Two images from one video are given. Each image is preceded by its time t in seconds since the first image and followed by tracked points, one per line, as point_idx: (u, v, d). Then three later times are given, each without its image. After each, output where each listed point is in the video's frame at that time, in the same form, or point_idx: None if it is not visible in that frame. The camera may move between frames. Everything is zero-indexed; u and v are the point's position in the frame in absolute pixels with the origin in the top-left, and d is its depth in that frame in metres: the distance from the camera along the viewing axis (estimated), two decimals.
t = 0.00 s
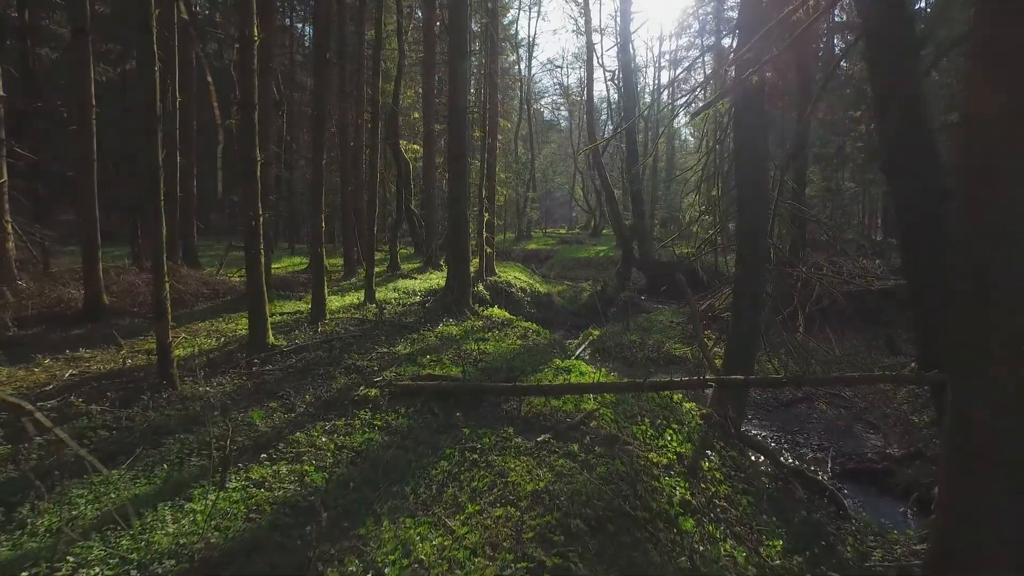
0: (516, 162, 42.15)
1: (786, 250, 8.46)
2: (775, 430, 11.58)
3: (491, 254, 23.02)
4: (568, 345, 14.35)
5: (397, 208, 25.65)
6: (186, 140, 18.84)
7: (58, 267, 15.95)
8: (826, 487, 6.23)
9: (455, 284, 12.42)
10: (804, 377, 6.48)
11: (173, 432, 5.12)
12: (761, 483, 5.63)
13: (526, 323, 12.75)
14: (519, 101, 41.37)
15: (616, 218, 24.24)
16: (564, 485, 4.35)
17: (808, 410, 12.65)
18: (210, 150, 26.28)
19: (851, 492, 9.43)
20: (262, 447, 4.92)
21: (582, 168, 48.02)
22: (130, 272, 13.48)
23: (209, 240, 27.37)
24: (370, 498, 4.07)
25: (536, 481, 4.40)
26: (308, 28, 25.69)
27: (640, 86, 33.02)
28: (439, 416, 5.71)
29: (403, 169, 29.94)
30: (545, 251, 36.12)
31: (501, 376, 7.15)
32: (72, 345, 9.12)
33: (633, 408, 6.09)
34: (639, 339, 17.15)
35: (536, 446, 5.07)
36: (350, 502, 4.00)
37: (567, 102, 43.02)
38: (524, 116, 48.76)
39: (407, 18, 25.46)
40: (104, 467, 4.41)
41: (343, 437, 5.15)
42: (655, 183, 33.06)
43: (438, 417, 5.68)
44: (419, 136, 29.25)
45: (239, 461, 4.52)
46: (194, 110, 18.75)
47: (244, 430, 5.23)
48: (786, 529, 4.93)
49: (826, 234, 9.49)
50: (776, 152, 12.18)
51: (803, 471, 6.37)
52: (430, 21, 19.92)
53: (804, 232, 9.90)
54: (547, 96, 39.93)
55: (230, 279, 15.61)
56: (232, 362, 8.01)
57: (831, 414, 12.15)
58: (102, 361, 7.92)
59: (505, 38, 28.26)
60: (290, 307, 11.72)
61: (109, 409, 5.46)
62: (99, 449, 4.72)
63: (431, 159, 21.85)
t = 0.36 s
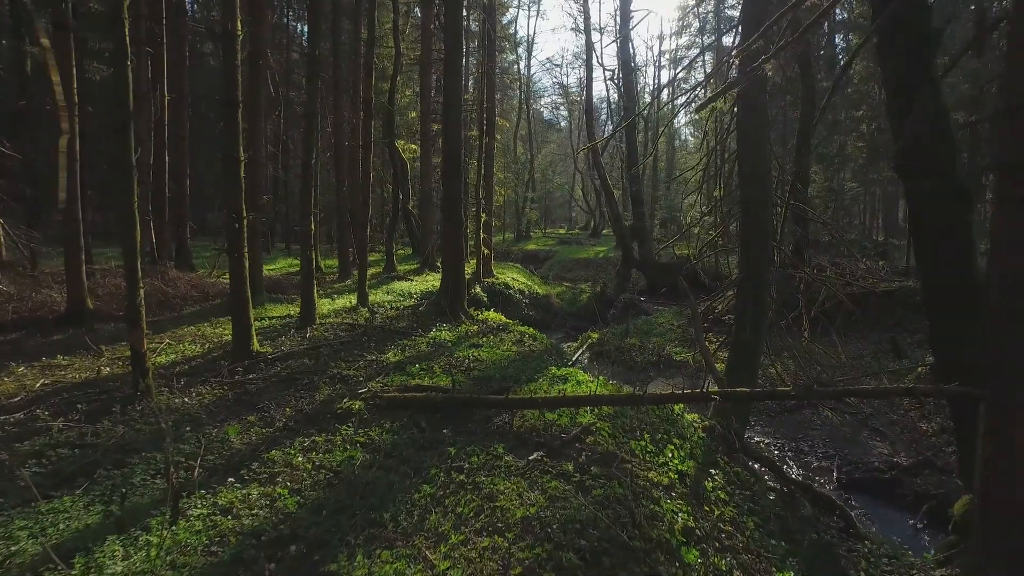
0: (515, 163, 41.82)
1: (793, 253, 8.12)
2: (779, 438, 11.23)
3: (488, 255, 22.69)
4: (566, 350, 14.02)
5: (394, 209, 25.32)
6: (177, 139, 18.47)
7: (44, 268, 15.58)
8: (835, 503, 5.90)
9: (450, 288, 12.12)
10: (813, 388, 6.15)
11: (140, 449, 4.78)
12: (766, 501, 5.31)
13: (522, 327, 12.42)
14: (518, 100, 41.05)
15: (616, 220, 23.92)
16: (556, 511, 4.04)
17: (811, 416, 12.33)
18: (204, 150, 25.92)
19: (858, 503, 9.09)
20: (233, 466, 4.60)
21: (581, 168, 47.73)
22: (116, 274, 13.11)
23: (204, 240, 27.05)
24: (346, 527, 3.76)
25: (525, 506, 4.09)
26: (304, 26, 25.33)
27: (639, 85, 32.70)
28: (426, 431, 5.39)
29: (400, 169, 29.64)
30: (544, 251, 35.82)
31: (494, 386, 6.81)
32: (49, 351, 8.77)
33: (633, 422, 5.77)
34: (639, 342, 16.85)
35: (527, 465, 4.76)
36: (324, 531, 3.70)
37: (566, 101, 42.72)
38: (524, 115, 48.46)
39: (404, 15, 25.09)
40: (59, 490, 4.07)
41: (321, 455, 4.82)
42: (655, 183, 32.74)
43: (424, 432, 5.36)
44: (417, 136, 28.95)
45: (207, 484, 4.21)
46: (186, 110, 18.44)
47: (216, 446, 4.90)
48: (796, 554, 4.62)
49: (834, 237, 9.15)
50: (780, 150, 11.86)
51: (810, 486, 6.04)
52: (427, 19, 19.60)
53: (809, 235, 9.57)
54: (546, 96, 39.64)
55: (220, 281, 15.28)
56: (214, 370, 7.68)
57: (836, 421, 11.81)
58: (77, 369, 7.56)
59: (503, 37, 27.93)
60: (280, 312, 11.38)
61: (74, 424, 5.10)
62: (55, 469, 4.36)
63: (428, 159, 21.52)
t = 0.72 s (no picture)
0: (514, 162, 41.52)
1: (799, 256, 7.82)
2: (783, 445, 10.90)
3: (486, 256, 22.37)
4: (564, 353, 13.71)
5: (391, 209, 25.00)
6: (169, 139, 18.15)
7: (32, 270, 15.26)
8: (846, 520, 5.58)
9: (446, 290, 11.81)
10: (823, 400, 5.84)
11: (104, 468, 4.44)
12: (777, 520, 5.00)
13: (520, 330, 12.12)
14: (517, 99, 40.74)
15: (615, 220, 23.62)
16: (551, 541, 3.75)
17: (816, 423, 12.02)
18: (199, 149, 25.59)
19: (866, 516, 8.76)
20: (204, 486, 4.27)
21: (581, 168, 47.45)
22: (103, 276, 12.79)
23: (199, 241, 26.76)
24: (322, 560, 3.47)
25: (516, 534, 3.80)
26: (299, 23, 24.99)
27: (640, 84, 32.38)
28: (414, 446, 5.08)
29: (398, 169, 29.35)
30: (544, 252, 35.53)
31: (488, 396, 6.49)
32: (27, 357, 8.45)
33: (633, 436, 5.46)
34: (639, 345, 16.55)
35: (520, 486, 4.45)
36: (298, 566, 3.41)
37: (566, 100, 42.44)
38: (523, 115, 48.17)
39: (401, 13, 24.75)
40: (9, 517, 3.74)
41: (300, 474, 4.51)
42: (656, 183, 32.44)
43: (412, 448, 5.05)
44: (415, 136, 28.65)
45: (172, 508, 3.89)
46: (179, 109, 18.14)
47: (188, 465, 4.57)
48: None
49: (841, 239, 8.83)
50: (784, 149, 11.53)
51: (819, 501, 5.72)
52: (424, 17, 19.30)
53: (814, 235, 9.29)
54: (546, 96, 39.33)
55: (211, 283, 14.95)
56: (197, 379, 7.36)
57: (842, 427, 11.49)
58: (52, 377, 7.23)
59: (502, 35, 27.61)
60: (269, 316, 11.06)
61: (36, 441, 4.76)
62: (9, 492, 4.02)
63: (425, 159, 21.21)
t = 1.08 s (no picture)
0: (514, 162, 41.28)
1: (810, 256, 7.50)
2: (790, 450, 10.59)
3: (486, 256, 22.07)
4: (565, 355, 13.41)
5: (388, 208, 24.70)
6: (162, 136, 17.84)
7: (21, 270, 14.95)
8: (864, 535, 5.24)
9: (442, 291, 11.48)
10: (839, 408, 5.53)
11: (69, 485, 4.12)
12: (791, 538, 4.68)
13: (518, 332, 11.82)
14: (517, 98, 40.47)
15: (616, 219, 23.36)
16: (550, 569, 3.47)
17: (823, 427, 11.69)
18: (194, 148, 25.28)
19: (879, 524, 8.44)
20: (176, 505, 3.95)
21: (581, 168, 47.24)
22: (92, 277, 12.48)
23: (195, 241, 26.45)
24: None
25: (513, 561, 3.51)
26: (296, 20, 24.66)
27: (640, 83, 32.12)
28: (405, 459, 4.77)
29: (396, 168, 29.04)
30: (543, 251, 35.28)
31: (485, 403, 6.19)
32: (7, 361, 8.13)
33: (638, 447, 5.16)
34: (640, 346, 16.25)
35: (518, 503, 4.15)
36: None
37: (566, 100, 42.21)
38: (523, 114, 47.95)
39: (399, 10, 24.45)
40: None
41: (281, 490, 4.20)
42: (656, 183, 32.19)
43: (403, 461, 4.74)
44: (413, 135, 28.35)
45: (138, 531, 3.58)
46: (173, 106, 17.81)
47: (162, 479, 4.25)
48: None
49: (851, 238, 8.52)
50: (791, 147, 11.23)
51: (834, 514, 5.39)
52: (422, 14, 18.98)
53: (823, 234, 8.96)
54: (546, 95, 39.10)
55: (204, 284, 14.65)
56: (181, 384, 7.03)
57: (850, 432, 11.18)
58: (29, 382, 6.91)
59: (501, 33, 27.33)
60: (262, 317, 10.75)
61: None
62: None
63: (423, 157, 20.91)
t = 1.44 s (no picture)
0: (514, 161, 40.96)
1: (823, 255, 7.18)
2: (799, 455, 10.26)
3: (485, 256, 21.74)
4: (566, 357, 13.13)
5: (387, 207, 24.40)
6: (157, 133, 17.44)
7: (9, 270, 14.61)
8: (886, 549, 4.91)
9: (439, 291, 11.15)
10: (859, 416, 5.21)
11: (32, 503, 3.80)
12: (811, 554, 4.35)
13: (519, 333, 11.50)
14: (516, 97, 40.16)
15: (617, 219, 23.08)
16: None
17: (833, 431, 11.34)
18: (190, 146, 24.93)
19: (892, 532, 8.09)
20: (148, 523, 3.64)
21: (581, 167, 46.99)
22: (80, 276, 12.15)
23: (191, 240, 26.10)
24: None
25: None
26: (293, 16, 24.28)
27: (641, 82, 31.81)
28: (398, 472, 4.46)
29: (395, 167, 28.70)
30: (543, 251, 35.01)
31: (484, 410, 5.87)
32: None
33: (647, 456, 4.86)
34: (643, 348, 15.90)
35: (520, 521, 3.85)
36: None
37: (566, 99, 41.93)
38: (523, 113, 47.67)
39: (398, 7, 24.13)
40: None
41: (263, 506, 3.89)
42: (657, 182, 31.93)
43: (396, 474, 4.43)
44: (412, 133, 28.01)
45: (102, 555, 3.28)
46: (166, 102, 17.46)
47: (135, 495, 3.93)
48: None
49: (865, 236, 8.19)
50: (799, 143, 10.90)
51: (854, 526, 5.04)
52: (421, 9, 18.67)
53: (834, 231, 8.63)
54: (546, 94, 38.80)
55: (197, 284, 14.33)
56: (165, 388, 6.71)
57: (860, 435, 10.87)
58: (6, 387, 6.59)
59: (501, 30, 27.02)
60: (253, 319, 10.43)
61: None
62: None
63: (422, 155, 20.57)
